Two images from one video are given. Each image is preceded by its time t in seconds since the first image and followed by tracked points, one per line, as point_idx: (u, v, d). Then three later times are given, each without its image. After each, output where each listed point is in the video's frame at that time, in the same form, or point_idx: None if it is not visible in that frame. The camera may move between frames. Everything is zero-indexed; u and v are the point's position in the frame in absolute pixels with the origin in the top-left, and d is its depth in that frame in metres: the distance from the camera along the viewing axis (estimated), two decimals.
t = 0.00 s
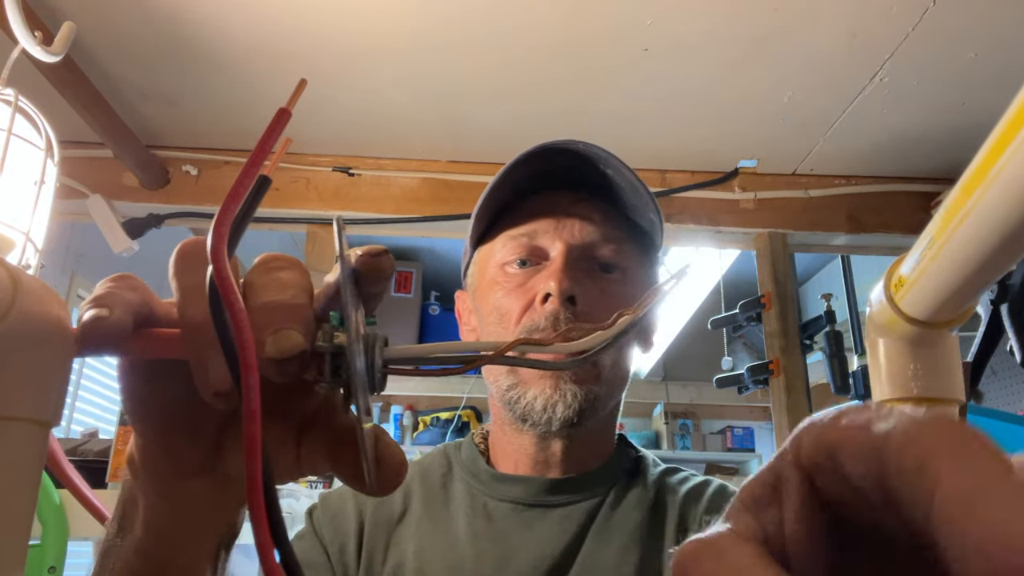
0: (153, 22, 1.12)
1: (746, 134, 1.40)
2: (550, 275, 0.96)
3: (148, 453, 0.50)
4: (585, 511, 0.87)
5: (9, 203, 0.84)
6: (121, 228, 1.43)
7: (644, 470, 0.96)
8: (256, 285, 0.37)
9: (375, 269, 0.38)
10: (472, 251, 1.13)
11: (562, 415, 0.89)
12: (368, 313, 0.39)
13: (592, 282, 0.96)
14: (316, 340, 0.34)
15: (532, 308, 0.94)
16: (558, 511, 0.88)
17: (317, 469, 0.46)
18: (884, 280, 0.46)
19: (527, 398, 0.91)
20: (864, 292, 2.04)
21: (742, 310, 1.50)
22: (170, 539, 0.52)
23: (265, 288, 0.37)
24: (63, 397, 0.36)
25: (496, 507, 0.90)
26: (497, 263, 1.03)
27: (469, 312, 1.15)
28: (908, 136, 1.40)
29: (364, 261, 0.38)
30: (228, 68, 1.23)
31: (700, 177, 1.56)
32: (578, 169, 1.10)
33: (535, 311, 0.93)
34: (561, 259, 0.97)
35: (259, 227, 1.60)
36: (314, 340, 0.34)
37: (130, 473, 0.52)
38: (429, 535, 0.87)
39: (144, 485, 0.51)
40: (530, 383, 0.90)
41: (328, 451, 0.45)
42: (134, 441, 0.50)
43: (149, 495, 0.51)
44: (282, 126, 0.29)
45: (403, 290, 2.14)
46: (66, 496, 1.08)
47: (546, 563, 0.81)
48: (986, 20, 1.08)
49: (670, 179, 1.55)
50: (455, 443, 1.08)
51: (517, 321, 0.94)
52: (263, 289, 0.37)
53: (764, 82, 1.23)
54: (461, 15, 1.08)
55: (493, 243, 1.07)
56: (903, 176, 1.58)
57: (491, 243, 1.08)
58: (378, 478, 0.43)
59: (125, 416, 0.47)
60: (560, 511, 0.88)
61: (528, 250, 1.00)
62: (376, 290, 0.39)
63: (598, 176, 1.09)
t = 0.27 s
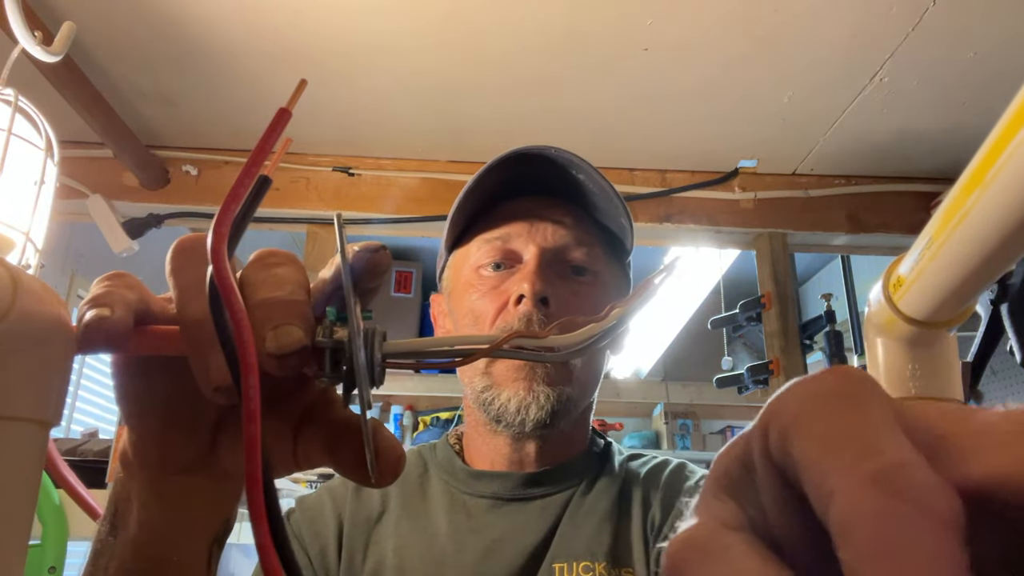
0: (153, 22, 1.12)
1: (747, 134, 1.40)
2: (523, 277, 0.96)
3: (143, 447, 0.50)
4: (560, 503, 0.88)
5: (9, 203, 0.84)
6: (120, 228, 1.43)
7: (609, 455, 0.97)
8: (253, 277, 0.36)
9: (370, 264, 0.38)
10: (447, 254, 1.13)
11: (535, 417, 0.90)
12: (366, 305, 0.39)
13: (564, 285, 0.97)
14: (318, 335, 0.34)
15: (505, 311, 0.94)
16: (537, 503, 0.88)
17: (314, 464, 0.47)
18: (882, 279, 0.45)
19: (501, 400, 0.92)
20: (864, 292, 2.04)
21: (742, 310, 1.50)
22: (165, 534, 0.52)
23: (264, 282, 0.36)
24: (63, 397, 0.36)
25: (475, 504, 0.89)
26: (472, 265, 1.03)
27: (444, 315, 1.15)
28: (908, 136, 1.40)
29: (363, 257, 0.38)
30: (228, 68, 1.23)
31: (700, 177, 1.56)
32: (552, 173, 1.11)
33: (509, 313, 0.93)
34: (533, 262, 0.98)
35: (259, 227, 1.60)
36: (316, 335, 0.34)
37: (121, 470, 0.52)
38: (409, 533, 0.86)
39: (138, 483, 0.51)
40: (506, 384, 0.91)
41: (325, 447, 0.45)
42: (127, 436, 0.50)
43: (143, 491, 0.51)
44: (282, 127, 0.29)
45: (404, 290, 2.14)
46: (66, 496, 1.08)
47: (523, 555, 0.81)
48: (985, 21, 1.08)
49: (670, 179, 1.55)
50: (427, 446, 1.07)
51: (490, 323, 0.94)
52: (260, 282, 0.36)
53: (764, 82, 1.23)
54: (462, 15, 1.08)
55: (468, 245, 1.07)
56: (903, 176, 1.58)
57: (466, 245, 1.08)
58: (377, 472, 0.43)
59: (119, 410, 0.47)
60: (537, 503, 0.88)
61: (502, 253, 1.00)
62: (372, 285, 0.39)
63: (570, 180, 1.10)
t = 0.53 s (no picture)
0: (153, 21, 1.12)
1: (747, 134, 1.40)
2: (516, 280, 0.96)
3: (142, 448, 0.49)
4: (552, 505, 0.88)
5: (9, 203, 0.84)
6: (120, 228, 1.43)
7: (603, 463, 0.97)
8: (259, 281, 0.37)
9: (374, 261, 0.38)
10: (439, 258, 1.12)
11: (529, 415, 0.90)
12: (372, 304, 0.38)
13: (557, 287, 0.97)
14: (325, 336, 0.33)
15: (499, 313, 0.94)
16: (528, 505, 0.88)
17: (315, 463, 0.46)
18: (886, 279, 0.44)
19: (495, 399, 0.92)
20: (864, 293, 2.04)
21: (742, 310, 1.50)
22: (163, 533, 0.52)
23: (271, 284, 0.37)
24: (63, 397, 0.36)
25: (467, 505, 0.90)
26: (465, 268, 1.03)
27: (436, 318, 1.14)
28: (908, 136, 1.40)
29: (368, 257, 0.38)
30: (228, 68, 1.23)
31: (700, 177, 1.56)
32: (545, 176, 1.11)
33: (503, 315, 0.93)
34: (526, 265, 0.98)
35: (259, 227, 1.60)
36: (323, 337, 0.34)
37: (121, 468, 0.52)
38: (402, 532, 0.87)
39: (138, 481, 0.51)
40: (500, 383, 0.91)
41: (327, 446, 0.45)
42: (127, 436, 0.50)
43: (141, 490, 0.51)
44: (282, 127, 0.29)
45: (404, 290, 2.15)
46: (65, 496, 1.08)
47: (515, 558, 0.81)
48: (986, 20, 1.08)
49: (670, 179, 1.55)
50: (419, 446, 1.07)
51: (484, 324, 0.94)
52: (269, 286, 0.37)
53: (764, 82, 1.23)
54: (462, 15, 1.09)
55: (461, 249, 1.07)
56: (902, 176, 1.58)
57: (459, 249, 1.08)
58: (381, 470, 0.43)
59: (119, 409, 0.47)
60: (529, 505, 0.88)
61: (496, 256, 1.00)
62: (377, 286, 0.39)
63: (562, 184, 1.10)
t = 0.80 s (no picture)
0: (153, 22, 1.12)
1: (747, 134, 1.40)
2: (518, 281, 0.96)
3: (149, 444, 0.50)
4: (550, 509, 0.87)
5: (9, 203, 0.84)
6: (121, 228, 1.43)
7: (609, 469, 0.96)
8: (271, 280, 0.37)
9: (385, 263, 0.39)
10: (440, 260, 1.12)
11: (531, 416, 0.90)
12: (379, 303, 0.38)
13: (558, 288, 0.97)
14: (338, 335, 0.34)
15: (500, 314, 0.94)
16: (525, 508, 0.88)
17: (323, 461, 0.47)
18: (882, 280, 0.44)
19: (497, 400, 0.92)
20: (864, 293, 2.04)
21: (742, 310, 1.50)
22: (167, 531, 0.51)
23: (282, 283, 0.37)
24: (64, 398, 0.36)
25: (464, 505, 0.90)
26: (466, 270, 1.03)
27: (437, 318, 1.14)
28: (908, 136, 1.40)
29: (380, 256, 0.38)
30: (228, 68, 1.23)
31: (700, 177, 1.56)
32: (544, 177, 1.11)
33: (504, 316, 0.93)
34: (527, 267, 0.98)
35: (259, 227, 1.60)
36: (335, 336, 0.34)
37: (125, 465, 0.52)
38: (400, 530, 0.87)
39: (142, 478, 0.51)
40: (501, 384, 0.91)
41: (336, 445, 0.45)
42: (134, 432, 0.50)
43: (147, 487, 0.51)
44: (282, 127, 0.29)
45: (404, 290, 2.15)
46: (65, 496, 1.08)
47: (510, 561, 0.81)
48: (985, 20, 1.08)
49: (670, 179, 1.55)
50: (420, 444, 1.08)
51: (485, 326, 0.94)
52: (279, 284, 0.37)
53: (764, 82, 1.23)
54: (461, 15, 1.09)
55: (462, 251, 1.07)
56: (902, 176, 1.58)
57: (460, 251, 1.08)
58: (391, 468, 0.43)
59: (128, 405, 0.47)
60: (527, 508, 0.88)
61: (497, 258, 1.00)
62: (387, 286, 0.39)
63: (561, 185, 1.10)
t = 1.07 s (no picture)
0: (153, 21, 1.12)
1: (747, 134, 1.40)
2: (516, 279, 0.96)
3: (135, 443, 0.50)
4: (548, 512, 0.87)
5: (9, 203, 0.84)
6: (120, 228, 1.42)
7: (609, 472, 0.95)
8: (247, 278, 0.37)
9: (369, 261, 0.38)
10: (439, 257, 1.12)
11: (529, 417, 0.90)
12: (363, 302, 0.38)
13: (557, 285, 0.97)
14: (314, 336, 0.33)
15: (499, 311, 0.94)
16: (522, 510, 0.88)
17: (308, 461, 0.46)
18: (880, 279, 0.45)
19: (495, 400, 0.92)
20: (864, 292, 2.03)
21: (742, 310, 1.50)
22: (155, 530, 0.51)
23: (263, 282, 0.37)
24: (64, 397, 0.36)
25: (462, 506, 0.90)
26: (465, 268, 1.03)
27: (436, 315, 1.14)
28: (908, 136, 1.40)
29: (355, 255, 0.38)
30: (228, 68, 1.23)
31: (700, 177, 1.56)
32: (543, 174, 1.11)
33: (503, 313, 0.93)
34: (526, 264, 0.97)
35: (259, 227, 1.60)
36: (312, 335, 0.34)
37: (114, 465, 0.52)
38: (397, 530, 0.87)
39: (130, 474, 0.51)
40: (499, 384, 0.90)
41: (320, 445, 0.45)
42: (120, 431, 0.50)
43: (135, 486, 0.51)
44: (282, 126, 0.29)
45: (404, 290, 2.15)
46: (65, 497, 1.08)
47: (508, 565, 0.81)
48: (985, 20, 1.08)
49: (670, 179, 1.55)
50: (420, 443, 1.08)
51: (484, 323, 0.94)
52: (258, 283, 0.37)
53: (765, 82, 1.23)
54: (461, 15, 1.08)
55: (461, 248, 1.07)
56: (902, 176, 1.58)
57: (458, 248, 1.08)
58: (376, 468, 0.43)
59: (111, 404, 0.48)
60: (524, 510, 0.88)
61: (495, 255, 1.00)
62: (367, 286, 0.38)
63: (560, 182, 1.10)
